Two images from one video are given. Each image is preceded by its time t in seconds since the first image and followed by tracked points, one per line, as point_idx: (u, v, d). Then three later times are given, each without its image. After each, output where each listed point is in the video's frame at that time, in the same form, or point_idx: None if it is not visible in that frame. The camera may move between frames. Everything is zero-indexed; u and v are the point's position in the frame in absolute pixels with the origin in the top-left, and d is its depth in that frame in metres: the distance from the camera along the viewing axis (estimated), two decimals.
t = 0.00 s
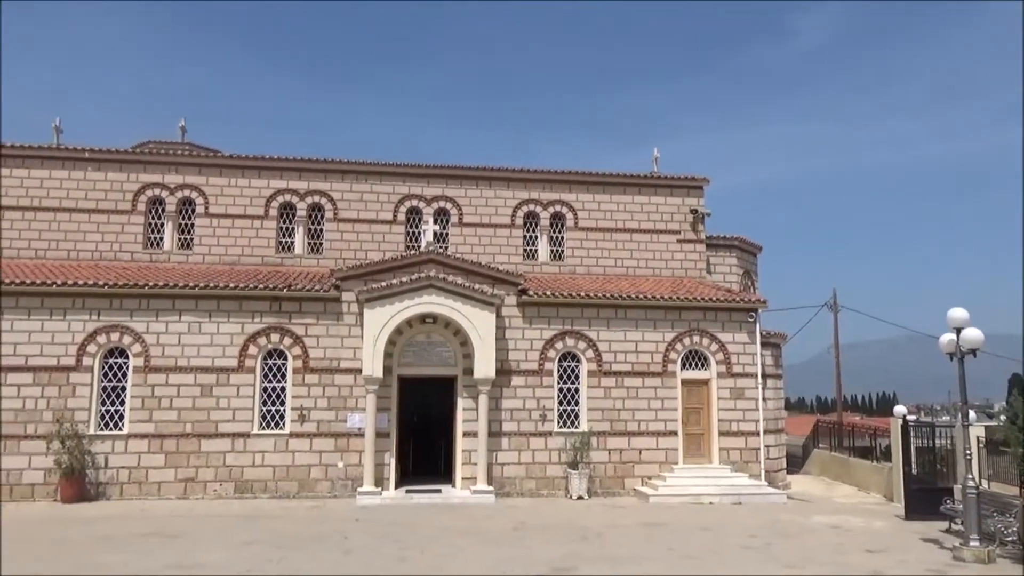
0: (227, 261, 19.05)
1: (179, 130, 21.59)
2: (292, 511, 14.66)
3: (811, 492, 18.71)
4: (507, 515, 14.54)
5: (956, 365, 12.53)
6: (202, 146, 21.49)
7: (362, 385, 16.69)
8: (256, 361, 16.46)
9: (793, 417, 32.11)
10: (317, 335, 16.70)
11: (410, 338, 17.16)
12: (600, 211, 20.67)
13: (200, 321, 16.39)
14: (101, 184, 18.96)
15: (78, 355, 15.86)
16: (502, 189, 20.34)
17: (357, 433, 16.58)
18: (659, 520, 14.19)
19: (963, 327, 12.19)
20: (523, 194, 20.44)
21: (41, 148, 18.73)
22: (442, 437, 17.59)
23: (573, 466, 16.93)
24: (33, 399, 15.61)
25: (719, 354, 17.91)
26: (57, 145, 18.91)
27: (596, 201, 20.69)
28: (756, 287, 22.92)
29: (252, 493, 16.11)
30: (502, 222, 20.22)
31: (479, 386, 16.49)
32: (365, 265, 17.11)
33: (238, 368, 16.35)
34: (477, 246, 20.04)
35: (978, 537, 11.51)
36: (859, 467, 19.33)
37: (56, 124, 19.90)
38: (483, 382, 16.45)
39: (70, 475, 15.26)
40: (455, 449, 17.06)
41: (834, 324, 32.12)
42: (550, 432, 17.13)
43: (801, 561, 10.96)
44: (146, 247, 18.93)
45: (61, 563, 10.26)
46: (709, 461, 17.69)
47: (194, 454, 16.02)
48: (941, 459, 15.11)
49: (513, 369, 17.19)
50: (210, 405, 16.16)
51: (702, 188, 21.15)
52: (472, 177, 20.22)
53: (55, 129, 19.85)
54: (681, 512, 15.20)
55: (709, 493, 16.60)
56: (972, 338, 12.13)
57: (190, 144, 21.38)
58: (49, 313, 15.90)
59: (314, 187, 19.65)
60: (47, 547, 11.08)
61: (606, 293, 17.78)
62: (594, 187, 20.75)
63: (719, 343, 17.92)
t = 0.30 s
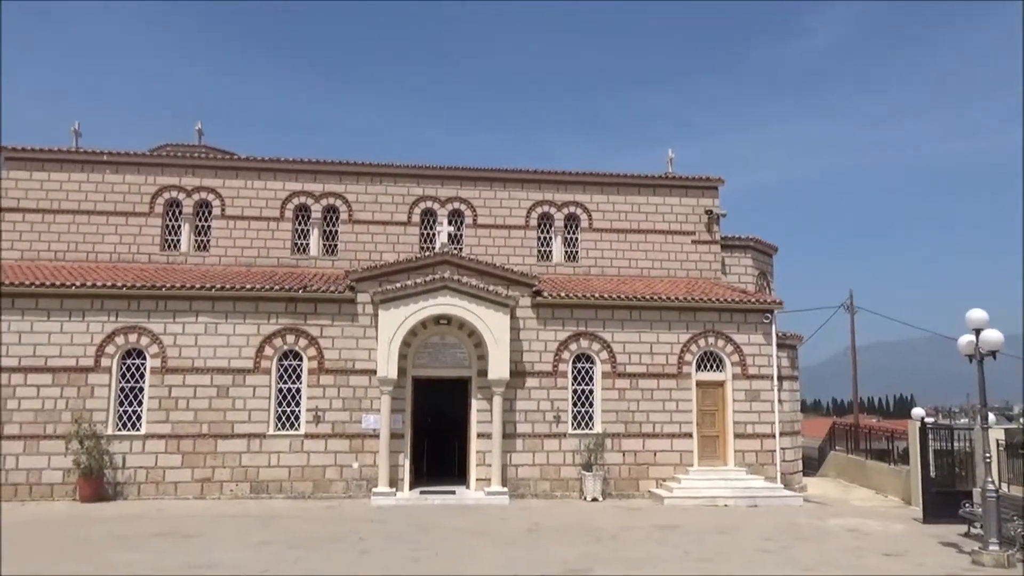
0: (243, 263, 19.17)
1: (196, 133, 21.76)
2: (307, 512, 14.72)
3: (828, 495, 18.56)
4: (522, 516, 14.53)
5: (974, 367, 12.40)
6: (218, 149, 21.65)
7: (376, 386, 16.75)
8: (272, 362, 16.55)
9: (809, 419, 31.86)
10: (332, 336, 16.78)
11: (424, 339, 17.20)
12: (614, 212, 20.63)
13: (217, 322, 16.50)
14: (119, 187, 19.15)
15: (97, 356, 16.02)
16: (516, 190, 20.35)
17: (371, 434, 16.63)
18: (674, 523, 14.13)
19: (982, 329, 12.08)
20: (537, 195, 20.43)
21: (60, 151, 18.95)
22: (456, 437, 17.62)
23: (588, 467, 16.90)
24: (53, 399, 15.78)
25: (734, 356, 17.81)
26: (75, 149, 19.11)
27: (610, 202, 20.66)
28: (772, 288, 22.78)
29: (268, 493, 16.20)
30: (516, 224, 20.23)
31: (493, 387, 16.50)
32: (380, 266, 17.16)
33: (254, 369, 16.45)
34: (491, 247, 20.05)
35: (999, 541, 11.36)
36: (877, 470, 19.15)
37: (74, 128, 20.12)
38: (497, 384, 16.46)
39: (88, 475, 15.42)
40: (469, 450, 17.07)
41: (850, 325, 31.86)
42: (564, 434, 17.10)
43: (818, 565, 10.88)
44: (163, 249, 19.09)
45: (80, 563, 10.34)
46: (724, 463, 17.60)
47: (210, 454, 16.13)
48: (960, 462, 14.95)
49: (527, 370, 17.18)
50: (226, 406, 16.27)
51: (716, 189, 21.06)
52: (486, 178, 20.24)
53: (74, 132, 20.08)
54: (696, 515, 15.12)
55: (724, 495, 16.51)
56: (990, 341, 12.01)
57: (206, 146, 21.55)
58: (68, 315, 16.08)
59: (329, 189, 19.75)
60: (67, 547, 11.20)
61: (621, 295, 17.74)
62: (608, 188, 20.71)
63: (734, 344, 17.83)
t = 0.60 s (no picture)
0: (256, 264, 19.27)
1: (209, 135, 21.90)
2: (320, 511, 14.78)
3: (842, 496, 18.45)
4: (534, 516, 14.52)
5: (990, 367, 12.28)
6: (231, 150, 21.78)
7: (388, 386, 16.79)
8: (285, 363, 16.63)
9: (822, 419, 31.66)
10: (344, 336, 16.83)
11: (436, 339, 17.23)
12: (625, 212, 20.59)
13: (230, 323, 16.60)
14: (133, 188, 19.29)
15: (111, 356, 16.14)
16: (528, 190, 20.36)
17: (383, 434, 16.67)
18: (686, 523, 14.08)
19: (998, 328, 11.96)
20: (548, 195, 20.43)
21: (75, 152, 19.11)
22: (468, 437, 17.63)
23: (599, 468, 16.88)
24: (68, 399, 15.92)
25: (747, 356, 17.74)
26: (90, 150, 19.27)
27: (622, 201, 20.62)
28: (784, 288, 22.67)
29: (281, 493, 16.27)
30: (528, 224, 20.23)
31: (505, 387, 16.51)
32: (392, 266, 17.20)
33: (267, 369, 16.53)
34: (503, 247, 20.06)
35: (1015, 543, 11.25)
36: (891, 470, 19.02)
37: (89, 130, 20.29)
38: (509, 384, 16.47)
39: (103, 474, 15.54)
40: (481, 450, 17.08)
41: (864, 325, 31.64)
42: (576, 434, 17.09)
43: (832, 566, 10.82)
44: (177, 250, 19.22)
45: (96, 561, 10.41)
46: (737, 464, 17.53)
47: (223, 454, 16.22)
48: (975, 462, 14.82)
49: (539, 370, 17.17)
50: (239, 406, 16.35)
51: (728, 188, 20.98)
52: (497, 178, 20.25)
53: (89, 134, 20.25)
54: (709, 515, 15.08)
55: (737, 496, 16.43)
56: (1006, 340, 11.90)
57: (219, 148, 21.68)
58: (84, 315, 16.22)
59: (341, 190, 19.82)
60: (84, 546, 11.29)
61: (633, 294, 17.70)
62: (620, 187, 20.68)
63: (746, 344, 17.76)
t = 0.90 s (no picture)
0: (268, 264, 19.36)
1: (222, 137, 22.02)
2: (332, 511, 14.83)
3: (856, 497, 18.34)
4: (546, 517, 14.51)
5: (1007, 368, 12.15)
6: (244, 151, 21.90)
7: (400, 386, 16.83)
8: (297, 363, 16.70)
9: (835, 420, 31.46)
10: (356, 337, 16.89)
11: (447, 340, 17.26)
12: (637, 212, 20.55)
13: (243, 323, 16.69)
14: (147, 190, 19.44)
15: (126, 356, 16.27)
16: (539, 191, 20.35)
17: (395, 434, 16.72)
18: (699, 524, 14.04)
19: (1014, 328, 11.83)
20: (560, 195, 20.42)
21: (90, 154, 19.27)
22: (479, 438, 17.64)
23: (611, 468, 16.86)
24: (83, 400, 16.06)
25: (759, 356, 17.66)
26: (105, 153, 19.42)
27: (633, 201, 20.59)
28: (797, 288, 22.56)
29: (293, 493, 16.34)
30: (539, 224, 20.22)
31: (517, 387, 16.52)
32: (403, 267, 17.24)
33: (280, 370, 16.61)
34: (514, 248, 20.07)
35: None
36: (905, 472, 18.88)
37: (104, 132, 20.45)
38: (520, 384, 16.47)
39: (118, 474, 15.66)
40: (493, 450, 17.09)
41: (877, 325, 31.42)
42: (588, 434, 17.07)
43: (846, 567, 10.76)
44: (190, 251, 19.34)
45: (112, 560, 10.49)
46: (749, 465, 17.45)
47: (237, 454, 16.31)
48: (991, 464, 14.69)
49: (550, 371, 17.16)
50: (252, 406, 16.43)
51: (740, 188, 20.90)
52: (508, 179, 20.26)
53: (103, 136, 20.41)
54: (721, 516, 15.04)
55: (749, 497, 16.36)
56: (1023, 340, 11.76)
57: (232, 149, 21.81)
58: (99, 316, 16.35)
59: (352, 191, 19.89)
60: (99, 545, 11.37)
61: (645, 294, 17.67)
62: (631, 187, 20.64)
63: (759, 344, 17.68)
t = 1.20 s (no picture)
0: (279, 265, 19.43)
1: (233, 138, 22.12)
2: (343, 510, 14.87)
3: (868, 497, 18.23)
4: (556, 516, 14.49)
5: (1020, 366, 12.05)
6: (255, 152, 21.98)
7: (411, 386, 16.85)
8: (308, 363, 16.76)
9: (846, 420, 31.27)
10: (367, 337, 16.93)
11: (458, 340, 17.28)
12: (647, 212, 20.51)
13: (254, 323, 16.76)
14: (159, 190, 19.54)
15: (138, 356, 16.37)
16: (548, 190, 20.34)
17: (406, 434, 16.74)
18: (709, 524, 14.00)
19: None
20: (569, 195, 20.40)
21: (102, 155, 19.40)
22: (490, 438, 17.63)
23: (622, 468, 16.83)
24: (97, 399, 16.17)
25: (770, 355, 17.59)
26: (117, 153, 19.54)
27: (643, 200, 20.54)
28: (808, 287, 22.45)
29: (304, 492, 16.40)
30: (548, 224, 20.21)
31: (527, 387, 16.51)
32: (413, 267, 17.27)
33: (291, 369, 16.67)
34: (524, 247, 20.06)
35: None
36: (918, 472, 18.75)
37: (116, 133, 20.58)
38: (531, 384, 16.47)
39: (131, 473, 15.76)
40: (503, 450, 17.08)
41: (889, 324, 31.21)
42: (598, 434, 17.05)
43: (858, 568, 10.70)
44: (201, 251, 19.43)
45: (124, 559, 10.56)
46: (761, 465, 17.38)
47: (248, 453, 16.38)
48: (1005, 463, 14.56)
49: (560, 370, 17.15)
50: (264, 406, 16.50)
51: (751, 186, 20.81)
52: (518, 178, 20.26)
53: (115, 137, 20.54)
54: (732, 516, 14.99)
55: (761, 496, 16.30)
56: None
57: (243, 150, 21.90)
58: (111, 316, 16.46)
59: (362, 191, 19.94)
60: (111, 544, 11.44)
61: (655, 294, 17.62)
62: (641, 186, 20.59)
63: (770, 344, 17.61)
